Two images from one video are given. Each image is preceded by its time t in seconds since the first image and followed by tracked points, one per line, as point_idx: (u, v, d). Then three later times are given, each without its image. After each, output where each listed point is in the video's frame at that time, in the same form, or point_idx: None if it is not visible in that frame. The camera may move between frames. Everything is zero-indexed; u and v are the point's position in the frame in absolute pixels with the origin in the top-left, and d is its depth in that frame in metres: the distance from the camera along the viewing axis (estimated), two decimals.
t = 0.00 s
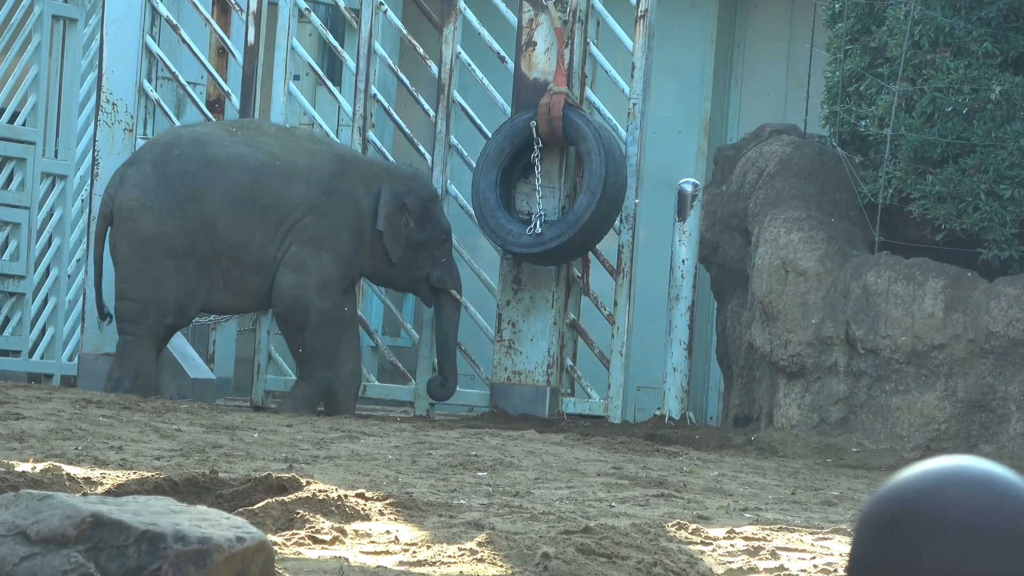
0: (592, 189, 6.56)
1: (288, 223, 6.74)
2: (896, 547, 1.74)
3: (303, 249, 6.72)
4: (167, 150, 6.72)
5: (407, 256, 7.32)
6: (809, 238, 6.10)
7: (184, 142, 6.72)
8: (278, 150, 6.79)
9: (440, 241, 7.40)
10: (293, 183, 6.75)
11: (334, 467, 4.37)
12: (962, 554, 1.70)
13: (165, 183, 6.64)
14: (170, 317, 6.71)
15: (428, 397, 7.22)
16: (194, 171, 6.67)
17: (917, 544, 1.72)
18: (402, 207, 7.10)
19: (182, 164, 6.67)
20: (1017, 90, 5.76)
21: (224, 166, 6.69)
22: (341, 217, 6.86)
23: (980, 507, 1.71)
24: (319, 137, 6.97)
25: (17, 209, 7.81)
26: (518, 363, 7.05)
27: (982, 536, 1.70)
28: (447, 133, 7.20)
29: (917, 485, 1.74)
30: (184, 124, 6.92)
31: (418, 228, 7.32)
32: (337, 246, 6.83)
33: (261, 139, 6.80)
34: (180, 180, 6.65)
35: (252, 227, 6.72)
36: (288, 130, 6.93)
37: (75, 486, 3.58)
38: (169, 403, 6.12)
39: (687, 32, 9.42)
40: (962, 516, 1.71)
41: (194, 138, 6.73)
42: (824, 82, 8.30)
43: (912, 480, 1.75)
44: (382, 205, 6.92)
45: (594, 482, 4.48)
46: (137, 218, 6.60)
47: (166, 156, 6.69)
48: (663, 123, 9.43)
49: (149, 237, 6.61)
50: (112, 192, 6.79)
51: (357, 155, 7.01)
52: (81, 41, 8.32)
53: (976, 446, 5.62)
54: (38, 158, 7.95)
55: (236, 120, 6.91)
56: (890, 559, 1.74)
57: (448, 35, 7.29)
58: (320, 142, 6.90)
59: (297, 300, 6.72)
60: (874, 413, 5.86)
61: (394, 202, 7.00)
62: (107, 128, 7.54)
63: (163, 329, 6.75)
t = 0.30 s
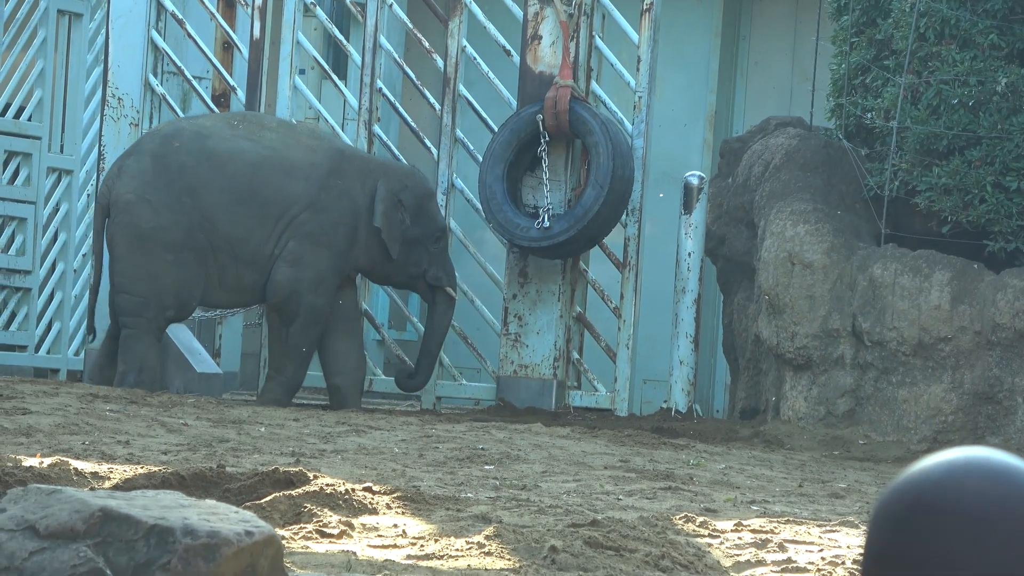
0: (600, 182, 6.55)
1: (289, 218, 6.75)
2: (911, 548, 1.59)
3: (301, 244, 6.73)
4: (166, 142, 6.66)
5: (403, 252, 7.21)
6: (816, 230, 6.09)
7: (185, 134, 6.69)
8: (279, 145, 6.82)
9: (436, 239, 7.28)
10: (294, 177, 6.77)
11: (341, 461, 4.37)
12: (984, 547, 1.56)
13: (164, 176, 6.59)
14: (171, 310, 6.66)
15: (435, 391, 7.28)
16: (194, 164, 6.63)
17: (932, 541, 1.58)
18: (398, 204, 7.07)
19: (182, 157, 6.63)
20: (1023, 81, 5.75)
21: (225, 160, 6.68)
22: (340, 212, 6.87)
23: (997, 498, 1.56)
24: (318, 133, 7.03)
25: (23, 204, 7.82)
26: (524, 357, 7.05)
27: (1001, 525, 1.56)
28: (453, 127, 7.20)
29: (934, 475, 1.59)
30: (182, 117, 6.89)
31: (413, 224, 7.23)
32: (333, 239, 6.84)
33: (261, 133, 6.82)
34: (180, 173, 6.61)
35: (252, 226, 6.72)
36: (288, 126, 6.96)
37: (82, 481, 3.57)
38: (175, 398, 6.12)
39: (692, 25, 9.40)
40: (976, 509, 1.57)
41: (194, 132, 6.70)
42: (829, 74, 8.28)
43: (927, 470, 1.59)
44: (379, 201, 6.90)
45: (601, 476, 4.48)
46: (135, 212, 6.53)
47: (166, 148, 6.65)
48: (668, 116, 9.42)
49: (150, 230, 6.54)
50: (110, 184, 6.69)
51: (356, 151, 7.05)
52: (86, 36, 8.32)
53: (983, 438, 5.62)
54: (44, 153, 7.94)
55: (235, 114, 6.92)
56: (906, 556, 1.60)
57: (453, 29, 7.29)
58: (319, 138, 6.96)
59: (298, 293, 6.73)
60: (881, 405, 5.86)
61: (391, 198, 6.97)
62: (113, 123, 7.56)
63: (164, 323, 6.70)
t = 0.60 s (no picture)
0: (606, 174, 6.54)
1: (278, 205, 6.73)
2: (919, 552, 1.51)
3: (295, 234, 6.72)
4: (153, 133, 6.68)
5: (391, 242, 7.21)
6: (822, 221, 6.08)
7: (172, 125, 6.70)
8: (267, 132, 6.81)
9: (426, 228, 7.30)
10: (283, 165, 6.76)
11: (348, 454, 4.37)
12: (990, 544, 1.47)
13: (152, 166, 6.61)
14: (169, 299, 6.71)
15: (441, 383, 7.27)
16: (181, 153, 6.64)
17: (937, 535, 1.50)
18: (385, 193, 7.08)
19: (170, 146, 6.64)
20: None
21: (212, 148, 6.67)
22: (329, 199, 6.86)
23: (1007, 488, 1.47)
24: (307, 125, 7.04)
25: (29, 197, 7.83)
26: (530, 349, 7.04)
27: (1013, 520, 1.47)
28: (459, 119, 7.19)
29: (944, 468, 1.50)
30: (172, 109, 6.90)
31: (403, 215, 7.25)
32: (327, 227, 6.84)
33: (249, 122, 6.82)
34: (168, 163, 6.62)
35: (241, 212, 6.70)
36: (277, 116, 6.96)
37: (89, 473, 3.58)
38: (181, 390, 6.13)
39: (697, 16, 9.37)
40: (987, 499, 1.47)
41: (182, 120, 6.71)
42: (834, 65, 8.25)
43: (934, 464, 1.51)
44: (362, 188, 6.90)
45: (608, 468, 4.47)
46: (124, 203, 6.58)
47: (154, 138, 6.66)
48: (673, 107, 9.40)
49: (140, 221, 6.58)
50: (101, 175, 6.75)
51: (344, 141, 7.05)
52: (91, 29, 8.29)
53: (989, 428, 5.60)
54: (49, 147, 7.97)
55: (224, 104, 6.92)
56: (917, 561, 1.50)
57: (458, 21, 7.28)
58: (306, 128, 6.96)
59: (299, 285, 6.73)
60: (887, 397, 5.84)
61: (376, 186, 7.00)
62: (119, 115, 7.54)
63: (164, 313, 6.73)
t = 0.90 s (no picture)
0: (609, 166, 6.52)
1: (270, 194, 6.74)
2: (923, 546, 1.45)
3: (288, 224, 6.73)
4: (145, 124, 6.65)
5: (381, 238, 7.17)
6: (826, 214, 6.07)
7: (164, 116, 6.67)
8: (260, 123, 6.81)
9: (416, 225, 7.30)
10: (275, 155, 6.77)
11: (351, 446, 4.37)
12: (996, 538, 1.42)
13: (144, 158, 6.58)
14: (167, 289, 6.66)
15: (445, 375, 7.26)
16: (174, 143, 6.61)
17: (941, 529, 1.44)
18: (375, 188, 7.08)
19: (162, 137, 6.61)
20: None
21: (204, 138, 6.65)
22: (320, 189, 6.87)
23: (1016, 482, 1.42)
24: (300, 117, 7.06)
25: (32, 188, 7.83)
26: (534, 340, 7.04)
27: (1020, 515, 1.43)
28: (463, 111, 7.19)
29: (950, 459, 1.45)
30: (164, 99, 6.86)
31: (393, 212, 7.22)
32: (319, 218, 6.85)
33: (242, 112, 6.82)
34: (159, 154, 6.59)
35: (234, 202, 6.71)
36: (271, 109, 6.98)
37: (93, 465, 3.58)
38: (184, 381, 6.13)
39: (701, 9, 9.36)
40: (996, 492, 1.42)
41: (174, 111, 6.68)
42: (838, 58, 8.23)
43: (938, 455, 1.46)
44: (349, 181, 6.93)
45: (611, 460, 4.47)
46: (115, 195, 6.54)
47: (146, 129, 6.63)
48: (678, 100, 9.39)
49: (129, 214, 6.54)
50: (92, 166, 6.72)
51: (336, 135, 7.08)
52: (95, 19, 8.27)
53: (993, 421, 5.58)
54: (54, 137, 7.98)
55: (217, 94, 6.91)
56: (921, 555, 1.45)
57: (463, 13, 7.27)
58: (299, 119, 6.98)
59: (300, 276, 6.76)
60: (890, 389, 5.83)
61: (366, 180, 7.02)
62: (124, 107, 7.53)
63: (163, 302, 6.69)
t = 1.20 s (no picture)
0: (615, 157, 6.50)
1: (270, 180, 6.69)
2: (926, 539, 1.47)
3: (286, 214, 6.69)
4: (145, 114, 6.65)
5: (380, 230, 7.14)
6: (832, 205, 6.06)
7: (163, 105, 6.66)
8: (258, 112, 6.79)
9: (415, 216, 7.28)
10: (273, 143, 6.73)
11: (357, 437, 4.38)
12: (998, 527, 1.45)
13: (145, 148, 6.58)
14: (169, 281, 6.70)
15: (451, 366, 7.26)
16: (172, 132, 6.60)
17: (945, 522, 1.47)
18: (374, 180, 7.03)
19: (161, 126, 6.61)
20: None
21: (203, 126, 6.64)
22: (321, 179, 6.81)
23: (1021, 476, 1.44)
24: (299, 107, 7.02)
25: (38, 180, 7.83)
26: (540, 332, 7.04)
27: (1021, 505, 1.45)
28: (468, 102, 7.17)
29: (952, 452, 1.46)
30: (164, 90, 6.87)
31: (391, 202, 7.20)
32: (318, 207, 6.79)
33: (242, 101, 6.81)
34: (159, 144, 6.59)
35: (232, 189, 6.69)
36: (269, 98, 6.95)
37: (100, 457, 3.59)
38: (189, 373, 6.14)
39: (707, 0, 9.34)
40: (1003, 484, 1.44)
41: (173, 100, 6.68)
42: (844, 49, 8.21)
43: (940, 447, 1.48)
44: (349, 173, 6.86)
45: (618, 451, 4.46)
46: (116, 186, 6.54)
47: (145, 119, 6.63)
48: (684, 91, 9.38)
49: (131, 204, 6.54)
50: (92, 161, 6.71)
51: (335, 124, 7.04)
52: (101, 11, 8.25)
53: (1000, 412, 5.56)
54: (59, 130, 7.96)
55: (217, 84, 6.91)
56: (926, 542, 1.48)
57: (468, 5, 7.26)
58: (299, 109, 6.96)
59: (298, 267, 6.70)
60: (897, 380, 5.81)
61: (364, 172, 6.96)
62: (129, 98, 7.55)
63: (164, 294, 6.72)
